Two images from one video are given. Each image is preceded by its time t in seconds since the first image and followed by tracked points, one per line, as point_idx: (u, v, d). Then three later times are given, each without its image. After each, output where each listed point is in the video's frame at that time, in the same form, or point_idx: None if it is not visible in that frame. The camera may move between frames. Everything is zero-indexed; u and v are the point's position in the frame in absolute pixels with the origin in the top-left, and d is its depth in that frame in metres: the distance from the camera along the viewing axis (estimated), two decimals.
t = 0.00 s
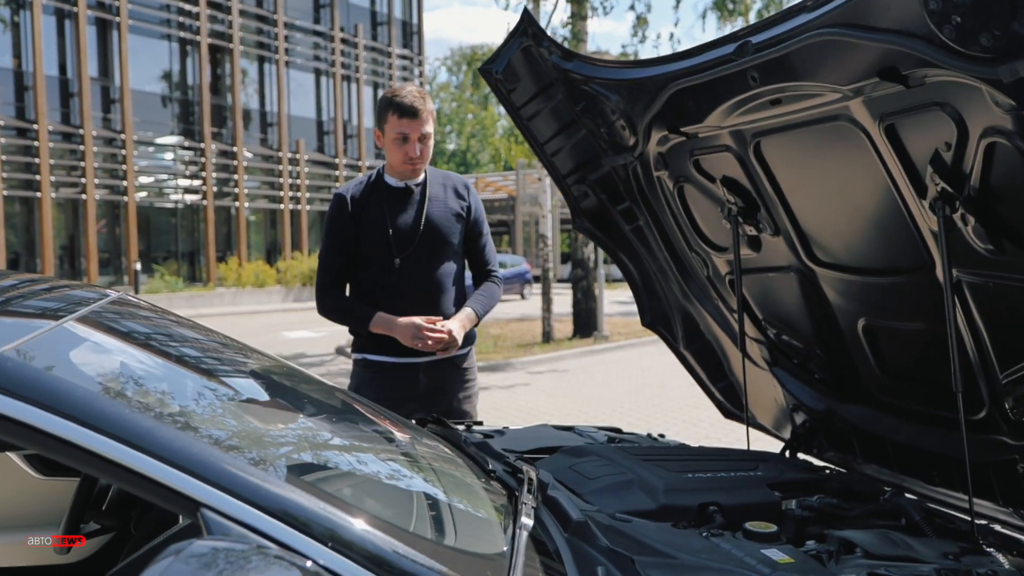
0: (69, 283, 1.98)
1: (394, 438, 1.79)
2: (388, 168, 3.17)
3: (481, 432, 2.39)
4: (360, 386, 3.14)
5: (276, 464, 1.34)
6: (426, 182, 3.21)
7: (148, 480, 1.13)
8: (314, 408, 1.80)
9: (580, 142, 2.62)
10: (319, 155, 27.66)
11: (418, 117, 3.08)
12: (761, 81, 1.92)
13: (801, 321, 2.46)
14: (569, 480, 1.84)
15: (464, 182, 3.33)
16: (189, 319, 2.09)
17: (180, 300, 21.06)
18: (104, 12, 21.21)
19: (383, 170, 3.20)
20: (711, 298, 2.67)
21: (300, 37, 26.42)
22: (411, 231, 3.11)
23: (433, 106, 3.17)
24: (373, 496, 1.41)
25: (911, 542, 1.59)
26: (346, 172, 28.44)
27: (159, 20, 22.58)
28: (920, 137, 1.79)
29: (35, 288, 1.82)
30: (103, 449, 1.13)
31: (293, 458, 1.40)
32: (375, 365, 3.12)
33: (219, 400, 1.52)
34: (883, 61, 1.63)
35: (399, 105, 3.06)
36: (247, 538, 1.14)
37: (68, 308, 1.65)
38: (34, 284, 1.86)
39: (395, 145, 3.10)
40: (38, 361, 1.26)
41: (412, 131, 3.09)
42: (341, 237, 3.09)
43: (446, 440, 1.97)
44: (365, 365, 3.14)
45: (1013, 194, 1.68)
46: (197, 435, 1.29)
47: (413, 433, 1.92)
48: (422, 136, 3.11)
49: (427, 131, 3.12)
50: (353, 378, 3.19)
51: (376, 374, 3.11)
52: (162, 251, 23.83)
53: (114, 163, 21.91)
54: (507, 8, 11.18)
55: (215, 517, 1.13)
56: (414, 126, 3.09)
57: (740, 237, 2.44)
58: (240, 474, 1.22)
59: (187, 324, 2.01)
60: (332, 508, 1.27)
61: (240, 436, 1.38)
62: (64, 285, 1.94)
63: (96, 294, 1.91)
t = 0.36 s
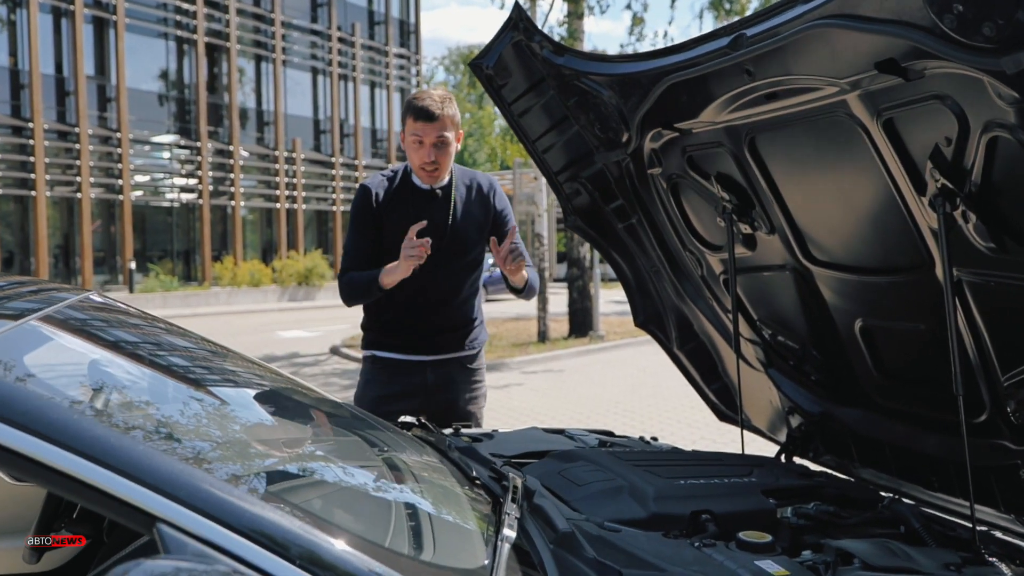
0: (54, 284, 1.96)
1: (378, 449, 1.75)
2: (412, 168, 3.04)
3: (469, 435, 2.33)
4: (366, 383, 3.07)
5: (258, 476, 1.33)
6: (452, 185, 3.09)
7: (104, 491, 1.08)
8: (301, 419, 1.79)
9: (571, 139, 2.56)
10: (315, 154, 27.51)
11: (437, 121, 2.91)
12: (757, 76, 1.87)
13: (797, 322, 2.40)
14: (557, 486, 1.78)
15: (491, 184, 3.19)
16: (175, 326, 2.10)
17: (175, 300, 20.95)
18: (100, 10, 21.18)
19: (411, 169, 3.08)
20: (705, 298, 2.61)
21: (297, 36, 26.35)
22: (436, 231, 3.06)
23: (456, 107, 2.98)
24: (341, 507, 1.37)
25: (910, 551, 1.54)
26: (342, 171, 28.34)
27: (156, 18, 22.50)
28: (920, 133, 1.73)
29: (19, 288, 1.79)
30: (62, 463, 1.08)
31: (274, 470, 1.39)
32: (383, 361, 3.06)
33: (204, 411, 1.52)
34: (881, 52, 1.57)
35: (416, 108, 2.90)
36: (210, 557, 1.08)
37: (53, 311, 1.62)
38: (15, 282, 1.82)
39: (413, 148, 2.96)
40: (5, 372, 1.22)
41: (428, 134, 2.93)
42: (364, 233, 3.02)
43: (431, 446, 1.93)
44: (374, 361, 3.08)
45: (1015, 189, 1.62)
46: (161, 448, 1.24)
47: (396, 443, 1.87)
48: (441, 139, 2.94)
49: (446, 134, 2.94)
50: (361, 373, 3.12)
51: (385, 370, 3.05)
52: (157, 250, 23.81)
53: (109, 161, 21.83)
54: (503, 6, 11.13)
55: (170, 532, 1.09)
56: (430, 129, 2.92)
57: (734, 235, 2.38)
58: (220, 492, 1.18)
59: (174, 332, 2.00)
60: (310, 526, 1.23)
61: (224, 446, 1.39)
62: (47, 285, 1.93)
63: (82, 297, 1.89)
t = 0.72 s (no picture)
0: (39, 288, 1.91)
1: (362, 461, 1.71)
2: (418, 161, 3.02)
3: (459, 441, 2.26)
4: (363, 387, 2.96)
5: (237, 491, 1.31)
6: (457, 178, 3.06)
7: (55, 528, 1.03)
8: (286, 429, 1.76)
9: (565, 136, 2.49)
10: (313, 155, 27.39)
11: (444, 99, 2.91)
12: (755, 69, 1.80)
13: (796, 324, 2.33)
14: (547, 495, 1.71)
15: (495, 183, 3.15)
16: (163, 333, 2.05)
17: (171, 300, 20.86)
18: (97, 10, 21.14)
19: (414, 163, 3.05)
20: (702, 300, 2.54)
21: (294, 37, 26.30)
22: (437, 234, 2.99)
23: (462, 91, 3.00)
24: (314, 522, 1.33)
25: (915, 564, 1.46)
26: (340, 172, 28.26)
27: (153, 19, 22.43)
28: (925, 128, 1.67)
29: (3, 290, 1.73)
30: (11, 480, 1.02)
31: (250, 483, 1.37)
32: (381, 364, 2.96)
33: (190, 424, 1.49)
34: (888, 40, 1.50)
35: (425, 89, 2.91)
36: None
37: (36, 320, 1.57)
38: None
39: (422, 131, 2.94)
40: None
41: (438, 114, 2.92)
42: (364, 230, 2.95)
43: (416, 453, 1.87)
44: (371, 363, 2.98)
45: None
46: (130, 465, 1.19)
47: (380, 451, 1.82)
48: (449, 119, 2.93)
49: (454, 113, 2.93)
50: (357, 376, 3.01)
51: (382, 372, 2.95)
52: (154, 251, 23.71)
53: (106, 161, 21.73)
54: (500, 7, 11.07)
55: (119, 551, 1.02)
56: (440, 108, 2.91)
57: (732, 235, 2.31)
58: (200, 518, 1.14)
59: (166, 342, 1.94)
60: (287, 550, 1.19)
61: (210, 461, 1.38)
62: (33, 289, 1.87)
63: (68, 304, 1.84)
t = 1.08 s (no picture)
0: (27, 298, 1.86)
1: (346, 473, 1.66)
2: (412, 161, 2.97)
3: (450, 449, 2.20)
4: (352, 393, 2.90)
5: (216, 515, 1.30)
6: (452, 180, 3.00)
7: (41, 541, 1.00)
8: (270, 438, 1.72)
9: (560, 136, 2.43)
10: (314, 156, 27.38)
11: (438, 101, 2.87)
12: (755, 66, 1.74)
13: (798, 328, 2.26)
14: (538, 508, 1.65)
15: (493, 185, 3.09)
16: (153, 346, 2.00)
17: (171, 302, 20.80)
18: (97, 11, 21.10)
19: (409, 164, 3.00)
20: (702, 303, 2.48)
21: (295, 38, 26.26)
22: (428, 234, 2.92)
23: (459, 93, 2.95)
24: (285, 547, 1.31)
25: None
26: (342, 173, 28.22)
27: (153, 20, 22.40)
28: (933, 125, 1.60)
29: None
30: None
31: (230, 501, 1.37)
32: (369, 369, 2.90)
33: (177, 441, 1.47)
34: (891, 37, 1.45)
35: (419, 91, 2.87)
36: None
37: (23, 335, 1.52)
38: None
39: (416, 132, 2.90)
40: None
41: (433, 116, 2.87)
42: (353, 230, 2.91)
43: (403, 464, 1.81)
44: (359, 369, 2.92)
45: None
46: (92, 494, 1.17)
47: (365, 463, 1.76)
48: (443, 120, 2.89)
49: (449, 115, 2.89)
50: (346, 382, 2.95)
51: (370, 378, 2.89)
52: (154, 252, 23.67)
53: (105, 163, 21.68)
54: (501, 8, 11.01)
55: None
56: (436, 110, 2.87)
57: (732, 237, 2.25)
58: (172, 554, 1.13)
59: (157, 356, 1.89)
60: None
61: (196, 482, 1.37)
62: (19, 298, 1.82)
63: (57, 316, 1.79)
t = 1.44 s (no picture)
0: (21, 309, 1.83)
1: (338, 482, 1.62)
2: (404, 161, 2.92)
3: (445, 457, 2.16)
4: (338, 394, 2.88)
5: (206, 532, 1.29)
6: (445, 182, 2.94)
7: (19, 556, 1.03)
8: (260, 446, 1.69)
9: (559, 137, 2.38)
10: (315, 158, 27.41)
11: (431, 102, 2.80)
12: (756, 64, 1.70)
13: (801, 334, 2.21)
14: (533, 519, 1.61)
15: (488, 187, 3.02)
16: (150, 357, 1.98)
17: (172, 303, 20.78)
18: (98, 13, 21.08)
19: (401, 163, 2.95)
20: (702, 307, 2.43)
21: (297, 39, 26.25)
22: (419, 237, 2.88)
23: (453, 94, 2.89)
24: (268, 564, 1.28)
25: None
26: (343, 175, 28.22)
27: (155, 21, 22.39)
28: (939, 125, 1.56)
29: None
30: None
31: (219, 516, 1.35)
32: (356, 370, 2.87)
33: (168, 455, 1.45)
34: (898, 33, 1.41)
35: (410, 90, 2.79)
36: None
37: (15, 348, 1.50)
38: None
39: (407, 133, 2.84)
40: None
41: (423, 117, 2.81)
42: (344, 231, 2.88)
43: (394, 473, 1.77)
44: (346, 369, 2.89)
45: None
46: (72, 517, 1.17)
47: (355, 471, 1.72)
48: (435, 122, 2.82)
49: (441, 116, 2.82)
50: (334, 384, 2.93)
51: (356, 379, 2.86)
52: (155, 254, 23.65)
53: (106, 164, 21.65)
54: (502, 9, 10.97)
55: None
56: (427, 111, 2.80)
57: (733, 240, 2.20)
58: None
59: (153, 367, 1.86)
60: None
61: (187, 496, 1.36)
62: (12, 309, 1.79)
63: (52, 327, 1.76)
